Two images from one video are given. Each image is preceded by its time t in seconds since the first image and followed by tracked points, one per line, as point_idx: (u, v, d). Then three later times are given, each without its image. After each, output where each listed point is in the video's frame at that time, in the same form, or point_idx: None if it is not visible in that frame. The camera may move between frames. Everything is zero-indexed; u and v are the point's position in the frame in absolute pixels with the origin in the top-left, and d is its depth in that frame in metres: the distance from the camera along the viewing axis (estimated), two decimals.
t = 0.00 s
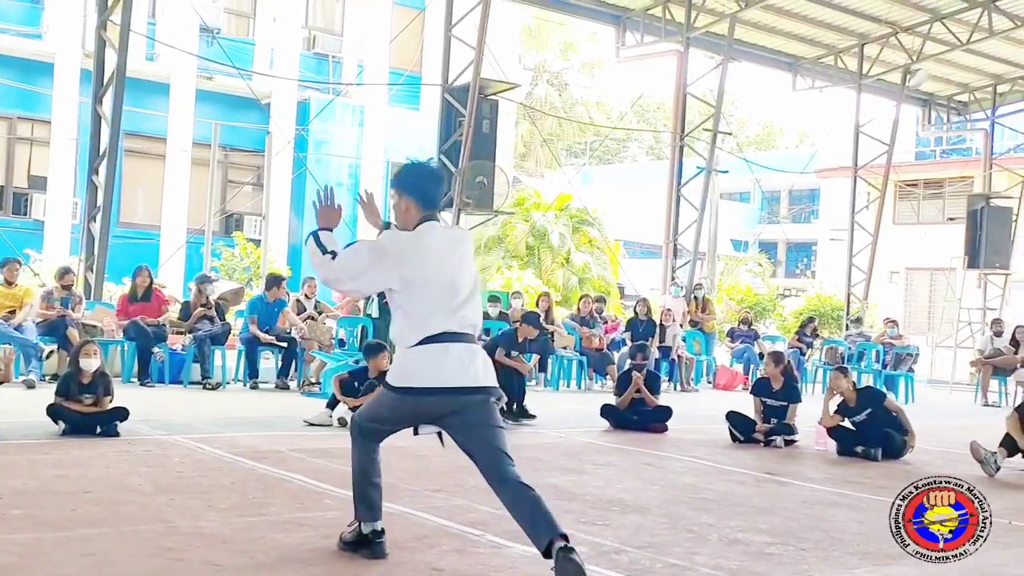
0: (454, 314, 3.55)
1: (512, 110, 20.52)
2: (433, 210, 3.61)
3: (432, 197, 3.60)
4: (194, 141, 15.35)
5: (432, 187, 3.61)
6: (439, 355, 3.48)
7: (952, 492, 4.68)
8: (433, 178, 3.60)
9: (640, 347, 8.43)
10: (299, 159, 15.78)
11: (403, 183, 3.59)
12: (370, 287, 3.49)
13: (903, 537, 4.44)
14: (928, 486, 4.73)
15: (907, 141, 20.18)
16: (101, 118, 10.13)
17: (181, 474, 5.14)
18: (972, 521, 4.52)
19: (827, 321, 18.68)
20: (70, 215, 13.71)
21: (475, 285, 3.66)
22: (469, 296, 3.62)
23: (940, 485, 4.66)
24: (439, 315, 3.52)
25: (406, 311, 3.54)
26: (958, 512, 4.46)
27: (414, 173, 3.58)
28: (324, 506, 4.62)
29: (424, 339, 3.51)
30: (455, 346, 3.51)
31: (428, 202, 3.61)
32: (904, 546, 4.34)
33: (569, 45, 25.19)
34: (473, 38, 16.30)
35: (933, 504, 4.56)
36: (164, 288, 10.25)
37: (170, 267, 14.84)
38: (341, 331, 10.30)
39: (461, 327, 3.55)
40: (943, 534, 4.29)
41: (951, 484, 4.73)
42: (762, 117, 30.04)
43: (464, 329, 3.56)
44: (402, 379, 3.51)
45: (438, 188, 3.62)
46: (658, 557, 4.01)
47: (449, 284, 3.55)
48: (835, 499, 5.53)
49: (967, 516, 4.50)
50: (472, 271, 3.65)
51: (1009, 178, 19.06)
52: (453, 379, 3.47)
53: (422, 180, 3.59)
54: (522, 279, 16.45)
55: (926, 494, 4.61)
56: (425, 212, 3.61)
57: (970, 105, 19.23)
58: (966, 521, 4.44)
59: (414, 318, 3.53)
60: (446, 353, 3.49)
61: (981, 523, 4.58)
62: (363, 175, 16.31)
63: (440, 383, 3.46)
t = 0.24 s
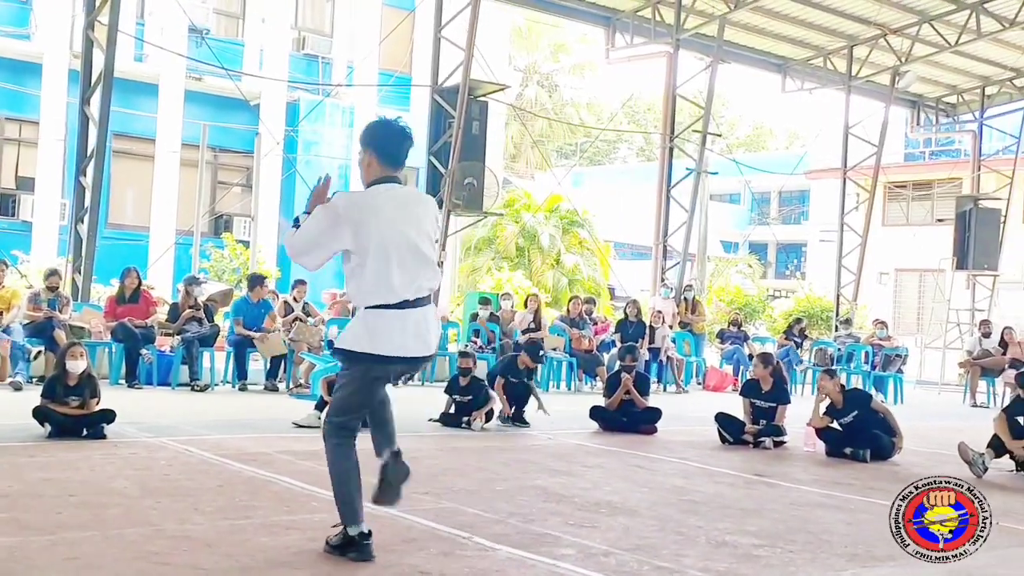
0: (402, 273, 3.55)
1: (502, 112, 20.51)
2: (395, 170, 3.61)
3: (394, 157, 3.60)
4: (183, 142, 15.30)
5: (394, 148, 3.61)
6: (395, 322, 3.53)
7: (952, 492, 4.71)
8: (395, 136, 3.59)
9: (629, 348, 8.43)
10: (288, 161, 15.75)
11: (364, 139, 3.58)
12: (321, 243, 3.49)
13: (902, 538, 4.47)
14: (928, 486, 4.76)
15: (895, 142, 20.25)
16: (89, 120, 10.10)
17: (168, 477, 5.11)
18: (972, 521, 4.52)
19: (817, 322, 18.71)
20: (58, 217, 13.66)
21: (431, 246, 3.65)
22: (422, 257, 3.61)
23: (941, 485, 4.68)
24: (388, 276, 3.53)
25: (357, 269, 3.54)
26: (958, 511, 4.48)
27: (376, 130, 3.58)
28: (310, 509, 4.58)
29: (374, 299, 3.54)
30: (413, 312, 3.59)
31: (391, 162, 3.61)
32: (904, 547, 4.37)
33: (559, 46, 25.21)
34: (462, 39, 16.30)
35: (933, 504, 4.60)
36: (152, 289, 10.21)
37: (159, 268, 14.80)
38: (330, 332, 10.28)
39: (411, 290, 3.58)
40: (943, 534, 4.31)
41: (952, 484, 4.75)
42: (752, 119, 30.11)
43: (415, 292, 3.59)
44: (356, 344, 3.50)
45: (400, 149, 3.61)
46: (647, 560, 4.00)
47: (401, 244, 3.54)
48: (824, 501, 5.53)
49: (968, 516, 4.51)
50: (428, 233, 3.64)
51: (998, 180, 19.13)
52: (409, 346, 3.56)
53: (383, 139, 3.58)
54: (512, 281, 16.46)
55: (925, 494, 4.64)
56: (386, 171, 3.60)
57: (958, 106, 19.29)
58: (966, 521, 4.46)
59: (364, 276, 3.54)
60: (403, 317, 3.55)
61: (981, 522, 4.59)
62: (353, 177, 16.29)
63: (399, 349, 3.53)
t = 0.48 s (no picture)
0: (384, 279, 3.59)
1: (495, 115, 20.52)
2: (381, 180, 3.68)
3: (379, 169, 3.67)
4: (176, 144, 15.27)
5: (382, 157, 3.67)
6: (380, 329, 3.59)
7: (952, 491, 4.65)
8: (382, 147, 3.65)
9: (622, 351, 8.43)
10: (282, 163, 15.73)
11: (350, 150, 3.65)
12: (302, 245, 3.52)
13: (902, 538, 4.48)
14: (928, 484, 4.70)
15: (888, 144, 20.30)
16: (82, 122, 10.08)
17: (160, 481, 5.10)
18: (972, 521, 4.49)
19: (810, 324, 18.74)
20: (50, 220, 13.63)
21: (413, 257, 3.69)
22: (404, 264, 3.65)
23: (941, 484, 4.63)
24: (368, 282, 3.56)
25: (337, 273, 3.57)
26: (959, 511, 4.45)
27: (363, 142, 3.65)
28: (303, 513, 4.57)
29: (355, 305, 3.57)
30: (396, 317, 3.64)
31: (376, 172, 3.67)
32: (904, 548, 4.38)
33: (553, 49, 25.25)
34: (455, 42, 16.31)
35: (934, 504, 4.55)
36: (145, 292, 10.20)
37: (152, 271, 14.77)
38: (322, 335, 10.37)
39: (393, 297, 3.62)
40: (943, 535, 4.31)
41: (952, 483, 4.69)
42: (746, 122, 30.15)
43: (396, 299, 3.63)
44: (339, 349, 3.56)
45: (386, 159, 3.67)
46: (640, 563, 3.99)
47: (383, 251, 3.58)
48: (818, 504, 5.53)
49: (967, 516, 4.48)
50: (411, 242, 3.69)
51: (990, 183, 19.19)
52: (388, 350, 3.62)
53: (369, 149, 3.64)
54: (506, 283, 16.46)
55: (925, 493, 4.59)
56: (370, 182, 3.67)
57: (951, 109, 19.34)
58: (966, 521, 4.44)
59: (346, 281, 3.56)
60: (387, 325, 3.60)
61: (980, 521, 4.58)
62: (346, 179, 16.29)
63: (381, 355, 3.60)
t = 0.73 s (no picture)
0: (369, 277, 3.66)
1: (489, 120, 20.54)
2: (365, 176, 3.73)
3: (364, 166, 3.72)
4: (170, 149, 15.23)
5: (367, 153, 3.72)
6: (357, 323, 3.64)
7: (952, 492, 4.85)
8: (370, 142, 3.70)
9: (618, 356, 8.44)
10: (276, 168, 15.71)
11: (337, 144, 3.68)
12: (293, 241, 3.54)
13: (903, 537, 4.62)
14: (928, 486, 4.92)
15: (881, 148, 20.35)
16: (76, 127, 10.06)
17: (155, 487, 5.09)
18: (971, 519, 4.68)
19: (804, 328, 18.75)
20: (44, 225, 13.60)
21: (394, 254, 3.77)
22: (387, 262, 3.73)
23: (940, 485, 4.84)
24: (353, 279, 3.63)
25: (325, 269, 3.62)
26: (958, 511, 4.62)
27: (350, 136, 3.69)
28: (299, 519, 4.57)
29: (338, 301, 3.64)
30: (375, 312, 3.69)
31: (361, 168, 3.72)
32: (904, 547, 4.51)
33: (547, 53, 25.29)
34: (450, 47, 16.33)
35: (933, 504, 4.76)
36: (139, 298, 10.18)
37: (146, 276, 14.74)
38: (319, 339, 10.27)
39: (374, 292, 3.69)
40: (942, 533, 4.47)
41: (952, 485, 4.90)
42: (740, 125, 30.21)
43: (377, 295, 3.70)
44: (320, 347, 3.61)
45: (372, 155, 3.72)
46: (636, 569, 3.99)
47: (369, 249, 3.65)
48: (813, 508, 5.55)
49: (966, 515, 4.67)
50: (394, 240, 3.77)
51: (983, 187, 19.26)
52: (370, 345, 3.64)
53: (357, 146, 3.69)
54: (500, 288, 16.47)
55: (924, 493, 4.80)
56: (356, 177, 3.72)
57: (944, 113, 19.41)
58: (965, 521, 4.60)
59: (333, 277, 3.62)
60: (364, 320, 3.65)
61: (980, 522, 4.74)
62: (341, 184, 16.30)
63: (361, 349, 3.62)
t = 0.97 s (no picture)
0: (337, 276, 3.59)
1: (480, 121, 20.52)
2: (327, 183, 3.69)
3: (328, 173, 3.68)
4: (160, 150, 15.23)
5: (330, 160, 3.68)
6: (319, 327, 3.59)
7: (953, 493, 4.90)
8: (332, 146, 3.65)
9: (608, 357, 8.43)
10: (266, 168, 15.68)
11: (296, 151, 3.65)
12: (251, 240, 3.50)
13: (903, 537, 4.66)
14: (928, 486, 4.99)
15: (871, 150, 20.42)
16: (65, 128, 10.03)
17: (144, 490, 5.07)
18: (972, 520, 4.73)
19: (795, 329, 18.78)
20: (32, 227, 13.54)
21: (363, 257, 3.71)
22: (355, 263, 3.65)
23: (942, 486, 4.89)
24: (319, 277, 3.56)
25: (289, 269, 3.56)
26: (959, 512, 4.67)
27: (309, 141, 3.64)
28: (288, 522, 4.55)
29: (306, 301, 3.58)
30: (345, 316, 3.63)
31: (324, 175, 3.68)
32: (905, 547, 4.56)
33: (538, 54, 25.31)
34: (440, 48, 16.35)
35: (933, 505, 4.84)
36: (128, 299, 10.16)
37: (135, 277, 14.70)
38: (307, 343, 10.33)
39: (338, 295, 3.61)
40: (943, 533, 4.52)
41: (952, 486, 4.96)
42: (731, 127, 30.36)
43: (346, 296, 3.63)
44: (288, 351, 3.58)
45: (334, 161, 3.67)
46: (625, 570, 3.99)
47: (334, 248, 3.59)
48: (803, 509, 5.55)
49: (968, 516, 4.71)
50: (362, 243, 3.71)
51: (972, 188, 19.32)
52: (339, 353, 3.59)
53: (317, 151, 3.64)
54: (491, 289, 16.48)
55: (927, 495, 4.88)
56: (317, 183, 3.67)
57: (933, 114, 19.47)
58: (966, 521, 4.65)
59: (297, 277, 3.56)
60: (332, 326, 3.60)
61: (982, 523, 4.80)
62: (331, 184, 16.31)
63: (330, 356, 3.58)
